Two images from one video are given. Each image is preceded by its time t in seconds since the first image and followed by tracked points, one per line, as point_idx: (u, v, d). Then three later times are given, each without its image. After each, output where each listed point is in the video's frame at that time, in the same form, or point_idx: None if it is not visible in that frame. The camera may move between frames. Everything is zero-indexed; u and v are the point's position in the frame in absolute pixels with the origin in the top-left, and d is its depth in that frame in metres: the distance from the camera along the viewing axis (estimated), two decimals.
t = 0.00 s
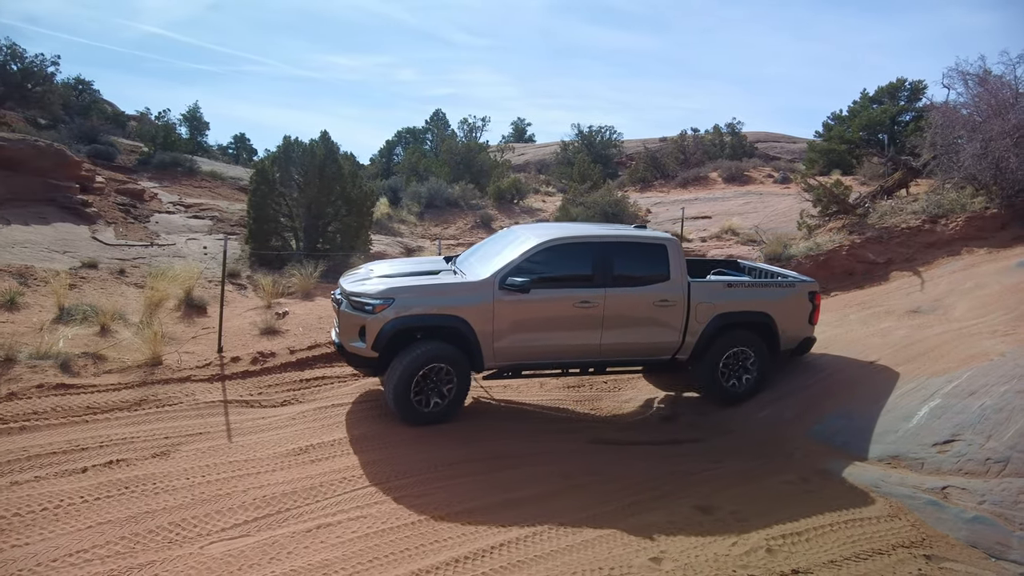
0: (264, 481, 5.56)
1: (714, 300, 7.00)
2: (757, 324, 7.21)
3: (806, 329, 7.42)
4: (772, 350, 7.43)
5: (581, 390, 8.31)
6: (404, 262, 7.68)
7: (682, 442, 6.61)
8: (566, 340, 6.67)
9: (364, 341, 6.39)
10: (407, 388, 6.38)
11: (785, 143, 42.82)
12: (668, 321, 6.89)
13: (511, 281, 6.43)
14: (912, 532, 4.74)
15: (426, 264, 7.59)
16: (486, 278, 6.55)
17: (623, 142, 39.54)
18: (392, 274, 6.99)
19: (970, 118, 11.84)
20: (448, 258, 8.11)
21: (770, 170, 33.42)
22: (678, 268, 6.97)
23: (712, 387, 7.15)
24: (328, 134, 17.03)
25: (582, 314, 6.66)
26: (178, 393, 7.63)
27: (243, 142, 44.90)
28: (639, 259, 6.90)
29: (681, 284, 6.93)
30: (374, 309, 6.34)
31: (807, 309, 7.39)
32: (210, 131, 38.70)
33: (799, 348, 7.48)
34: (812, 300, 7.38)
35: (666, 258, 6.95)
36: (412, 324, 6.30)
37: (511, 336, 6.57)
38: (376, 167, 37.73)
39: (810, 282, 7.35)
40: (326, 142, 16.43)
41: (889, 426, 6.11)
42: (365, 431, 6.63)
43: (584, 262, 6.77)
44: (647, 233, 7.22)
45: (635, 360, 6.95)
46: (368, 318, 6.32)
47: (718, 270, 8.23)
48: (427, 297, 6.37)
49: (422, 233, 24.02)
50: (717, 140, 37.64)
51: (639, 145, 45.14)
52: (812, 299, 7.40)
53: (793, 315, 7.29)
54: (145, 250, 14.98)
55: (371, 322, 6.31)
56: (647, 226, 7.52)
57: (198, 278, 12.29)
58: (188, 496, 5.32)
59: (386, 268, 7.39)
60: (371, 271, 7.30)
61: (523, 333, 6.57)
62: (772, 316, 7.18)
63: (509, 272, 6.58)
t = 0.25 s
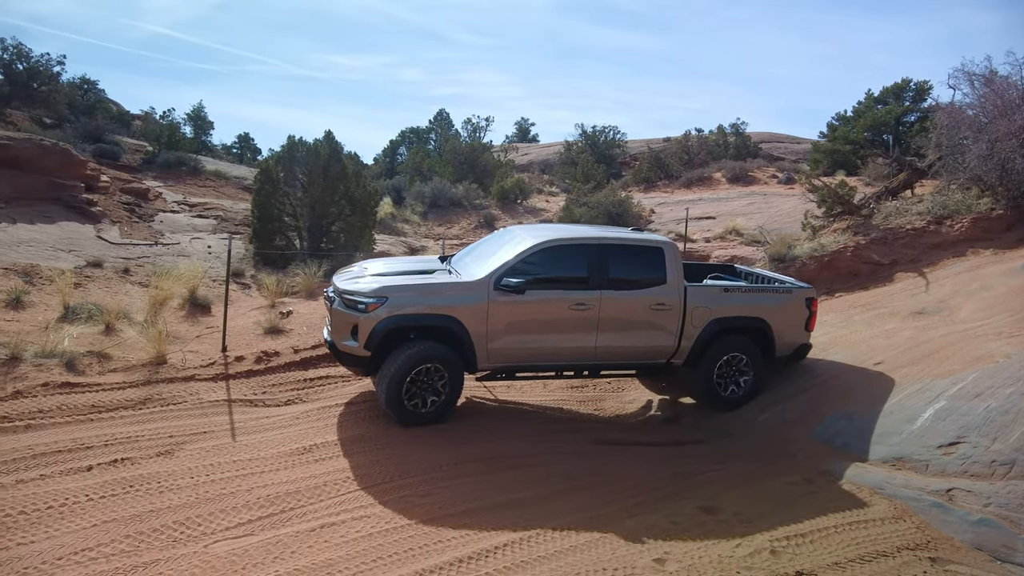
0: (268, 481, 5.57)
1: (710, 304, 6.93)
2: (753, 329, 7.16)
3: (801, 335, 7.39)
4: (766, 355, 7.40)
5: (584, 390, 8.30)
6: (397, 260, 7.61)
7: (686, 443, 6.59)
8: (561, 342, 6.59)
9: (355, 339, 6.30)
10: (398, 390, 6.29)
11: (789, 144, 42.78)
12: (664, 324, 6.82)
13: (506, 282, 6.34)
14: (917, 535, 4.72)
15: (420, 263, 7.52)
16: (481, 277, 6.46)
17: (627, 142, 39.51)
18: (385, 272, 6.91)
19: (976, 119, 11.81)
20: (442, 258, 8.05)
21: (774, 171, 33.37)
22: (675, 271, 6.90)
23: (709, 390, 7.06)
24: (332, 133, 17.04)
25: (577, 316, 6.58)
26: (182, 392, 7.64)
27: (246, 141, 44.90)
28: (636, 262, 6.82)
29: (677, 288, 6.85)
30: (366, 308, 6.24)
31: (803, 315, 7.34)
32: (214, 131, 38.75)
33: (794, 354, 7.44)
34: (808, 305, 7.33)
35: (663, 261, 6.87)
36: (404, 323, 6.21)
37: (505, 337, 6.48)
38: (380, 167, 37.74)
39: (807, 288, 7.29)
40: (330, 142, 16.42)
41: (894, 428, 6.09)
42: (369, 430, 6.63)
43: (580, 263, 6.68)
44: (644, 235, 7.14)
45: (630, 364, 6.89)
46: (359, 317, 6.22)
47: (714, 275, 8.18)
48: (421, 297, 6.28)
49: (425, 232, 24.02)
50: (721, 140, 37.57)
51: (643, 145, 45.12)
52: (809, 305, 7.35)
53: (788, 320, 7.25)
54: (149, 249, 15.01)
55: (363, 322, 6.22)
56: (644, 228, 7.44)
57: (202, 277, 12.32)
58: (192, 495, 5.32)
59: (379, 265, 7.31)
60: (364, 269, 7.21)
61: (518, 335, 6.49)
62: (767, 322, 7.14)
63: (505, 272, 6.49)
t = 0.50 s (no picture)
0: (272, 480, 5.57)
1: (707, 309, 6.85)
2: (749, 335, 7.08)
3: (798, 341, 7.30)
4: (762, 361, 7.31)
5: (588, 391, 8.29)
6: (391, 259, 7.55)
7: (690, 444, 6.58)
8: (554, 345, 6.54)
9: (346, 339, 6.24)
10: (389, 392, 6.24)
11: (794, 145, 42.69)
12: (659, 329, 6.75)
13: (500, 284, 6.27)
14: (922, 537, 4.70)
15: (414, 262, 7.46)
16: (474, 279, 6.40)
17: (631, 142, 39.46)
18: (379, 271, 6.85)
19: (982, 119, 11.77)
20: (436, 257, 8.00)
21: (779, 171, 33.29)
22: (672, 275, 6.81)
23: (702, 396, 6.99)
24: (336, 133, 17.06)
25: (571, 319, 6.52)
26: (187, 391, 7.66)
27: (251, 141, 45.00)
28: (632, 265, 6.74)
29: (673, 292, 6.77)
30: (357, 308, 6.18)
31: (799, 322, 7.24)
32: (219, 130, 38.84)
33: (790, 360, 7.36)
34: (805, 312, 7.23)
35: (659, 265, 6.79)
36: (396, 324, 6.15)
37: (498, 340, 6.42)
38: (384, 167, 37.76)
39: (804, 294, 7.20)
40: (335, 142, 16.40)
41: (900, 430, 6.07)
42: (374, 429, 6.63)
43: (575, 265, 6.62)
44: (641, 238, 7.06)
45: (623, 367, 6.83)
46: (351, 317, 6.16)
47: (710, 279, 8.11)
48: (414, 298, 6.22)
49: (429, 232, 24.02)
50: (726, 141, 37.49)
51: (648, 145, 45.08)
52: (805, 311, 7.26)
53: (785, 327, 7.16)
54: (154, 248, 15.05)
55: (355, 321, 6.16)
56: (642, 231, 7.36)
57: (207, 276, 12.35)
58: (196, 493, 5.33)
59: (373, 264, 7.25)
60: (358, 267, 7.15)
61: (510, 338, 6.43)
62: (763, 328, 7.05)
63: (499, 274, 6.42)
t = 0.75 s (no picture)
0: (276, 479, 5.57)
1: (703, 315, 6.73)
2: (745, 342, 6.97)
3: (793, 348, 7.19)
4: (756, 368, 7.20)
5: (593, 391, 8.27)
6: (382, 259, 7.45)
7: (695, 446, 6.56)
8: (547, 351, 6.41)
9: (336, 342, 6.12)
10: (379, 395, 6.12)
11: (800, 145, 42.59)
12: (654, 334, 6.62)
13: (494, 287, 6.13)
14: (929, 540, 4.67)
15: (406, 263, 7.37)
16: (468, 281, 6.27)
17: (636, 142, 39.42)
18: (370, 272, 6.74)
19: (990, 120, 11.71)
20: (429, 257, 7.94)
21: (784, 172, 33.21)
22: (668, 280, 6.69)
23: (697, 403, 6.84)
24: (341, 133, 17.07)
25: (566, 324, 6.38)
26: (192, 389, 7.67)
27: (257, 140, 45.10)
28: (628, 270, 6.62)
29: (669, 297, 6.65)
30: (348, 309, 6.06)
31: (795, 329, 7.14)
32: (225, 130, 38.94)
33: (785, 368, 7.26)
34: (801, 319, 7.14)
35: (655, 270, 6.68)
36: (387, 326, 6.04)
37: (490, 344, 6.30)
38: (389, 167, 37.80)
39: (800, 300, 7.10)
40: (340, 142, 16.46)
41: (906, 431, 6.05)
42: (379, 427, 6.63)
43: (570, 267, 6.49)
44: (637, 242, 6.95)
45: (618, 373, 6.70)
46: (341, 318, 6.05)
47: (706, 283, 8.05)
48: (405, 300, 6.11)
49: (434, 232, 24.03)
50: (731, 141, 37.41)
51: (653, 145, 45.03)
52: (802, 318, 7.15)
53: (780, 333, 7.03)
54: (160, 246, 15.09)
55: (344, 323, 6.05)
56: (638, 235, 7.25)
57: (212, 275, 12.37)
58: (201, 492, 5.33)
59: (365, 264, 7.16)
60: (349, 268, 7.05)
61: (503, 341, 6.30)
62: (758, 335, 6.92)
63: (493, 276, 6.30)
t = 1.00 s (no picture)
0: (281, 477, 5.57)
1: (699, 320, 6.59)
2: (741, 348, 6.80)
3: (788, 356, 7.00)
4: (752, 376, 7.02)
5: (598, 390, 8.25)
6: (373, 258, 7.35)
7: (700, 446, 6.53)
8: (539, 355, 6.27)
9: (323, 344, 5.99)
10: (367, 398, 5.98)
11: (807, 145, 42.47)
12: (648, 340, 6.49)
13: (486, 289, 5.97)
14: (935, 542, 4.65)
15: (398, 262, 7.27)
16: (460, 282, 6.14)
17: (642, 142, 39.37)
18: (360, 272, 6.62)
19: (999, 120, 11.65)
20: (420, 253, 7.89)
21: (791, 172, 33.11)
22: (663, 285, 6.56)
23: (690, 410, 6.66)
24: (348, 134, 17.09)
25: (559, 328, 6.26)
26: (197, 388, 7.69)
27: (264, 140, 45.23)
28: (623, 274, 6.48)
29: (664, 303, 6.51)
30: (336, 311, 5.93)
31: (793, 337, 6.96)
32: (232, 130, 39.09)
33: (782, 374, 7.07)
34: (799, 327, 6.96)
35: (651, 275, 6.54)
36: (378, 328, 5.89)
37: (481, 348, 6.17)
38: (395, 167, 37.86)
39: (798, 308, 6.94)
40: (346, 141, 16.50)
41: (913, 433, 6.01)
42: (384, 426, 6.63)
43: (564, 271, 6.37)
44: (634, 246, 6.81)
45: (611, 379, 6.57)
46: (328, 320, 5.91)
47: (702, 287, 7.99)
48: (395, 302, 5.97)
49: (440, 232, 24.05)
50: (738, 141, 37.31)
51: (659, 145, 44.95)
52: (800, 326, 6.97)
53: (776, 340, 6.86)
54: (167, 246, 15.15)
55: (333, 324, 5.89)
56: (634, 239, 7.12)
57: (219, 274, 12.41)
58: (207, 490, 5.34)
59: (355, 262, 7.04)
60: (339, 266, 6.92)
61: (494, 344, 6.17)
62: (753, 341, 6.75)
63: (485, 278, 6.16)
